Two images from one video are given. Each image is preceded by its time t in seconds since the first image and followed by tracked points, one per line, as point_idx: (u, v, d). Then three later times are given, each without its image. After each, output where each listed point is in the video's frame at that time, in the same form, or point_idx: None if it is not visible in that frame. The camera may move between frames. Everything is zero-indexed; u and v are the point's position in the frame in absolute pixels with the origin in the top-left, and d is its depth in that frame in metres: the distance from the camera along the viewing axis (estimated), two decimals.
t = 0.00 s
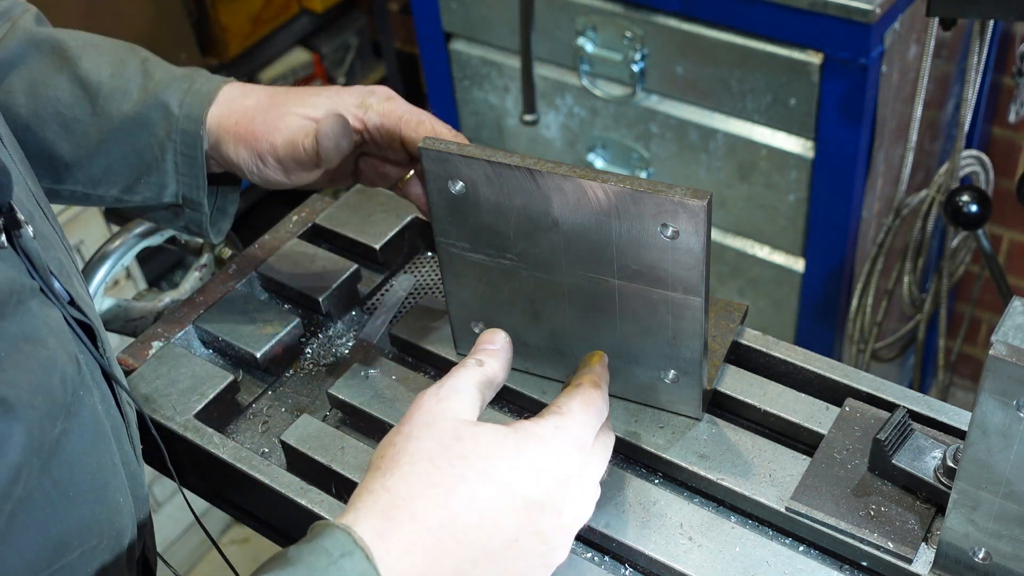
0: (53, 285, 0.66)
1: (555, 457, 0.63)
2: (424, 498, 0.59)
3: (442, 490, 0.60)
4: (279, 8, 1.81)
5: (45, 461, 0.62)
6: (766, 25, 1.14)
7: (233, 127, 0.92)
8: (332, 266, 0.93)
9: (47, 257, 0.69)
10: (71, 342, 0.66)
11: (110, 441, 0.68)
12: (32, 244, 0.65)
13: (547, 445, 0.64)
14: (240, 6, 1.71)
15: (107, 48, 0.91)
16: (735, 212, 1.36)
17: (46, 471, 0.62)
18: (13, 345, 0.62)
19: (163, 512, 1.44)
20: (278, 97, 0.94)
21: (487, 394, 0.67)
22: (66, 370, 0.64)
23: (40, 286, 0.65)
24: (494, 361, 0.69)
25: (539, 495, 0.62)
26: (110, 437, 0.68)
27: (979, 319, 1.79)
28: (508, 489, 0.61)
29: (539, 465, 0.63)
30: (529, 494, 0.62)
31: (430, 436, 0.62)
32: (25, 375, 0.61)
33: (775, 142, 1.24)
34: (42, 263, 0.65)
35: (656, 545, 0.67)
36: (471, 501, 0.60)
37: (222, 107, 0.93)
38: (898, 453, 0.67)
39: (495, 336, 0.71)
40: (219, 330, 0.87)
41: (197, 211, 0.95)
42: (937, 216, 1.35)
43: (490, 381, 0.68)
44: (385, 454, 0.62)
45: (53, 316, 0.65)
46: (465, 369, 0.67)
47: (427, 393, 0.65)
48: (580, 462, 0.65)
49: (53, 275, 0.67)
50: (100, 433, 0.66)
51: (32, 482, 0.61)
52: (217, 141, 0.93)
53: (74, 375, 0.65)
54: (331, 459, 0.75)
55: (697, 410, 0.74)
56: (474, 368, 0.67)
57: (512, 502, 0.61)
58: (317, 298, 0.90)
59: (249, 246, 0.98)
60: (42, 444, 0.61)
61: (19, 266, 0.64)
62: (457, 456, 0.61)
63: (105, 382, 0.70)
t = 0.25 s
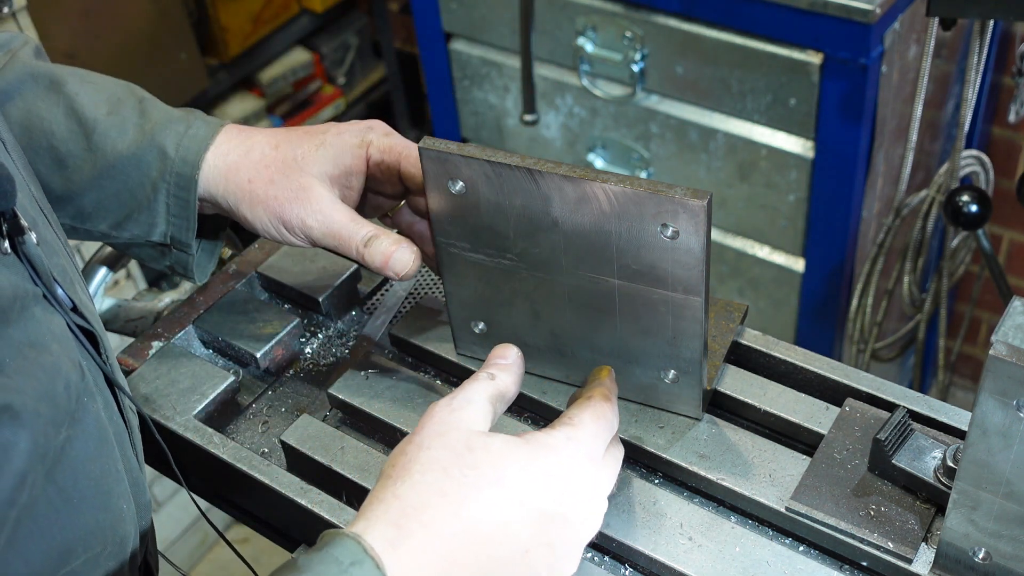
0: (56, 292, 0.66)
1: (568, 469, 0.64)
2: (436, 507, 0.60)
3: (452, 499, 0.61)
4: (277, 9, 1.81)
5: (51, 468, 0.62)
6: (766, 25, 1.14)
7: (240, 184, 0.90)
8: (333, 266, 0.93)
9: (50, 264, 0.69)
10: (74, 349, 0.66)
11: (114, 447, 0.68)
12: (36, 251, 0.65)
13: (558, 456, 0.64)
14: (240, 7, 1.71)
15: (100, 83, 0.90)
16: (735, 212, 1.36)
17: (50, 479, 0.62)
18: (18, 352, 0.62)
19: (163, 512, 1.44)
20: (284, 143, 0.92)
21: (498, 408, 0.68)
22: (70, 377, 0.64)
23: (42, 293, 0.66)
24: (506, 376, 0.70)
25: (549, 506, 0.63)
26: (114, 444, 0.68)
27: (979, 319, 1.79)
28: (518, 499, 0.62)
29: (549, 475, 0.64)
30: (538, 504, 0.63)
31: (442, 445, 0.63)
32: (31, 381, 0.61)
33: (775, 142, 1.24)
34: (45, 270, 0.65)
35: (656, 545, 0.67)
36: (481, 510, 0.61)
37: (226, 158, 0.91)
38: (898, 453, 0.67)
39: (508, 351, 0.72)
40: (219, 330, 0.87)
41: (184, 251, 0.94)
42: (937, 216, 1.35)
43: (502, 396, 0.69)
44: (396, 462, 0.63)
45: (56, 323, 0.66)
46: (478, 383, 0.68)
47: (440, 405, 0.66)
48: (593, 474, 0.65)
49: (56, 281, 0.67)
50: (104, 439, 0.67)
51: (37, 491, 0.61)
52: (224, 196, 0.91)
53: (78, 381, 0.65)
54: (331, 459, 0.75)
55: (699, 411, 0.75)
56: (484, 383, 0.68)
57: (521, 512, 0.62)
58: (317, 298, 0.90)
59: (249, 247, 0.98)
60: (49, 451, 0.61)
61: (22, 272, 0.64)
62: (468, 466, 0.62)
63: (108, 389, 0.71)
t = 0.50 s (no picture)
0: (57, 294, 0.66)
1: (631, 477, 0.64)
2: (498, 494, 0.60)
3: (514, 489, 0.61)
4: (278, 9, 1.81)
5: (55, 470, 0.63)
6: (766, 25, 1.14)
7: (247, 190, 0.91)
8: (332, 266, 0.93)
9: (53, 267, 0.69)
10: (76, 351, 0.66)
11: (116, 448, 0.68)
12: (36, 253, 0.65)
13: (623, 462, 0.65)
14: (240, 6, 1.71)
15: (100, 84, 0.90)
16: (735, 211, 1.36)
17: (55, 481, 0.63)
18: (21, 354, 0.62)
19: (163, 512, 1.44)
20: (287, 147, 0.92)
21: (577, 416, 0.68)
22: (73, 379, 0.65)
23: (43, 295, 0.66)
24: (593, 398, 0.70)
25: (608, 506, 0.63)
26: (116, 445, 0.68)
27: (979, 319, 1.79)
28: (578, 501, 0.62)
29: (610, 475, 0.64)
30: (595, 503, 0.63)
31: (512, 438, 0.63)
32: (35, 382, 0.61)
33: (775, 142, 1.24)
34: (46, 272, 0.66)
35: (656, 545, 0.67)
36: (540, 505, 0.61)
37: (231, 163, 0.91)
38: (898, 453, 0.67)
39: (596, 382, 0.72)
40: (219, 330, 0.87)
41: (185, 255, 0.92)
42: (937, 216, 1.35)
43: (581, 410, 0.69)
44: (466, 447, 0.63)
45: (57, 325, 0.65)
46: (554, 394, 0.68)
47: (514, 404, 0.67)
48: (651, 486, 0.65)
49: (58, 284, 0.67)
50: (106, 440, 0.67)
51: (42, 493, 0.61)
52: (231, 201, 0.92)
53: (81, 383, 0.65)
54: (330, 459, 0.75)
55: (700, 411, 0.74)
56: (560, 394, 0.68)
57: (581, 510, 0.62)
58: (317, 298, 0.90)
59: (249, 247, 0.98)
60: (54, 453, 0.62)
61: (22, 275, 0.64)
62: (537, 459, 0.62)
63: (111, 391, 0.70)
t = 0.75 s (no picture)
0: (54, 276, 0.65)
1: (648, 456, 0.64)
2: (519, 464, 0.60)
3: (538, 459, 0.61)
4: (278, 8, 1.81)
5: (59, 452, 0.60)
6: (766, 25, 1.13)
7: (275, 23, 0.74)
8: (332, 266, 0.93)
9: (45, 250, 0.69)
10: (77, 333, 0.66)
11: (116, 429, 0.67)
12: (32, 236, 0.64)
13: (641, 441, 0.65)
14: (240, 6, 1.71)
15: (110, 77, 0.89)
16: (735, 211, 1.36)
17: (60, 463, 0.61)
18: (24, 336, 0.59)
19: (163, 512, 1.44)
20: None
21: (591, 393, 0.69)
22: (76, 361, 0.62)
23: (43, 279, 0.64)
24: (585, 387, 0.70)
25: (628, 485, 0.63)
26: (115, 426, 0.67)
27: (979, 319, 1.79)
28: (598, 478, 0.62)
29: (631, 456, 0.63)
30: (615, 487, 0.63)
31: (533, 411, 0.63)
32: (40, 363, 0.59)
33: (775, 142, 1.24)
34: (43, 255, 0.65)
35: (655, 545, 0.67)
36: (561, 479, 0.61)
37: None
38: (898, 453, 0.67)
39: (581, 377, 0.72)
40: (219, 330, 0.87)
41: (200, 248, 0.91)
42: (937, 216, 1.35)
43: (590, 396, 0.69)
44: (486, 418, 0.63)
45: (59, 307, 0.64)
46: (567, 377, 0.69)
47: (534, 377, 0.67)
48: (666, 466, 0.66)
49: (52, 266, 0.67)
50: (105, 420, 0.65)
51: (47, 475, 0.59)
52: (257, 33, 0.75)
53: (82, 365, 0.63)
54: (330, 459, 0.75)
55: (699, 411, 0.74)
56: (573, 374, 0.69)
57: (601, 488, 0.62)
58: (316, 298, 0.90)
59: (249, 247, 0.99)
60: (58, 436, 0.60)
61: (23, 257, 0.63)
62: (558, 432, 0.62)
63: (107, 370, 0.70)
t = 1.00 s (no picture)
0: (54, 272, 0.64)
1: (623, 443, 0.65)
2: (495, 453, 0.61)
3: (511, 447, 0.61)
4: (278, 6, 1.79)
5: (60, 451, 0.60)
6: (766, 25, 1.13)
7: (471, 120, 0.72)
8: (333, 266, 0.93)
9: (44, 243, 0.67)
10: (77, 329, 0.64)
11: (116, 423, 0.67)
12: (32, 232, 0.62)
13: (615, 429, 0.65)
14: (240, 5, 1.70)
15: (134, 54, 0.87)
16: (735, 211, 1.36)
17: (62, 460, 0.60)
18: (23, 335, 0.59)
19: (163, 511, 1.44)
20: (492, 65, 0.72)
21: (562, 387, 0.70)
22: (74, 358, 0.62)
23: (42, 274, 0.63)
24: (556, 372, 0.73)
25: (604, 473, 0.63)
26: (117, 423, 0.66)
27: (979, 319, 1.79)
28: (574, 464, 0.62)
29: (601, 444, 0.64)
30: (587, 474, 0.63)
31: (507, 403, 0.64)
32: (39, 362, 0.58)
33: (775, 142, 1.24)
34: (42, 250, 0.63)
35: (655, 545, 0.67)
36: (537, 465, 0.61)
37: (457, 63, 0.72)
38: (898, 453, 0.67)
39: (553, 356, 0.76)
40: (220, 330, 0.87)
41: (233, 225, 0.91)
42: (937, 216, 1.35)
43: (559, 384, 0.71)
44: (461, 410, 0.64)
45: (59, 303, 0.63)
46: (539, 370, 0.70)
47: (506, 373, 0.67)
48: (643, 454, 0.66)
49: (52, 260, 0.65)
50: (107, 415, 0.65)
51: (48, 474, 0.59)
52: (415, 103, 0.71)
53: (82, 361, 0.63)
54: (331, 459, 0.75)
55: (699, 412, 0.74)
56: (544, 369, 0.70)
57: (579, 479, 0.62)
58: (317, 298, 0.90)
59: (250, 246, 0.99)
60: (58, 434, 0.59)
61: (22, 253, 0.61)
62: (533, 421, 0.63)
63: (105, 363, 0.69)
